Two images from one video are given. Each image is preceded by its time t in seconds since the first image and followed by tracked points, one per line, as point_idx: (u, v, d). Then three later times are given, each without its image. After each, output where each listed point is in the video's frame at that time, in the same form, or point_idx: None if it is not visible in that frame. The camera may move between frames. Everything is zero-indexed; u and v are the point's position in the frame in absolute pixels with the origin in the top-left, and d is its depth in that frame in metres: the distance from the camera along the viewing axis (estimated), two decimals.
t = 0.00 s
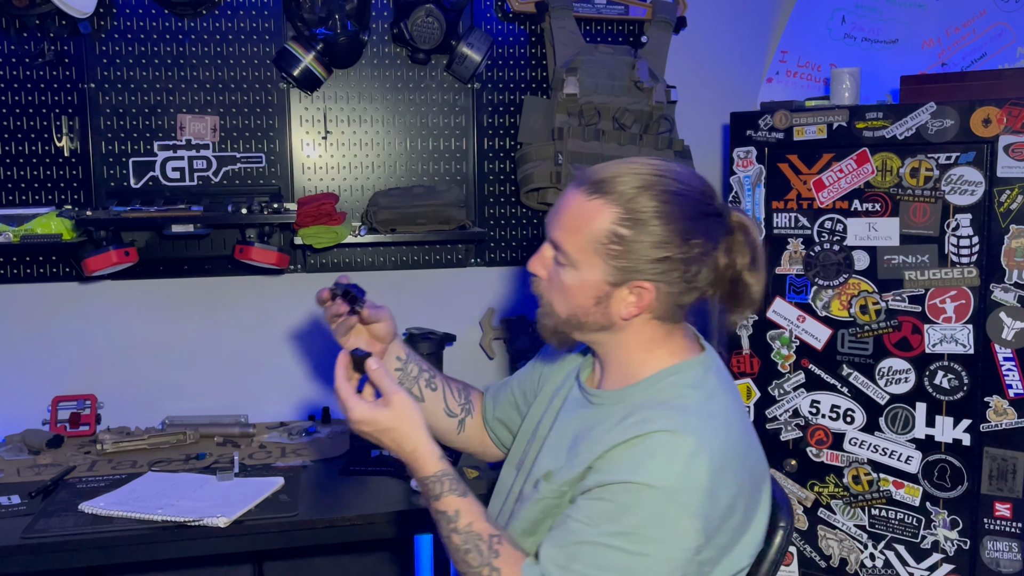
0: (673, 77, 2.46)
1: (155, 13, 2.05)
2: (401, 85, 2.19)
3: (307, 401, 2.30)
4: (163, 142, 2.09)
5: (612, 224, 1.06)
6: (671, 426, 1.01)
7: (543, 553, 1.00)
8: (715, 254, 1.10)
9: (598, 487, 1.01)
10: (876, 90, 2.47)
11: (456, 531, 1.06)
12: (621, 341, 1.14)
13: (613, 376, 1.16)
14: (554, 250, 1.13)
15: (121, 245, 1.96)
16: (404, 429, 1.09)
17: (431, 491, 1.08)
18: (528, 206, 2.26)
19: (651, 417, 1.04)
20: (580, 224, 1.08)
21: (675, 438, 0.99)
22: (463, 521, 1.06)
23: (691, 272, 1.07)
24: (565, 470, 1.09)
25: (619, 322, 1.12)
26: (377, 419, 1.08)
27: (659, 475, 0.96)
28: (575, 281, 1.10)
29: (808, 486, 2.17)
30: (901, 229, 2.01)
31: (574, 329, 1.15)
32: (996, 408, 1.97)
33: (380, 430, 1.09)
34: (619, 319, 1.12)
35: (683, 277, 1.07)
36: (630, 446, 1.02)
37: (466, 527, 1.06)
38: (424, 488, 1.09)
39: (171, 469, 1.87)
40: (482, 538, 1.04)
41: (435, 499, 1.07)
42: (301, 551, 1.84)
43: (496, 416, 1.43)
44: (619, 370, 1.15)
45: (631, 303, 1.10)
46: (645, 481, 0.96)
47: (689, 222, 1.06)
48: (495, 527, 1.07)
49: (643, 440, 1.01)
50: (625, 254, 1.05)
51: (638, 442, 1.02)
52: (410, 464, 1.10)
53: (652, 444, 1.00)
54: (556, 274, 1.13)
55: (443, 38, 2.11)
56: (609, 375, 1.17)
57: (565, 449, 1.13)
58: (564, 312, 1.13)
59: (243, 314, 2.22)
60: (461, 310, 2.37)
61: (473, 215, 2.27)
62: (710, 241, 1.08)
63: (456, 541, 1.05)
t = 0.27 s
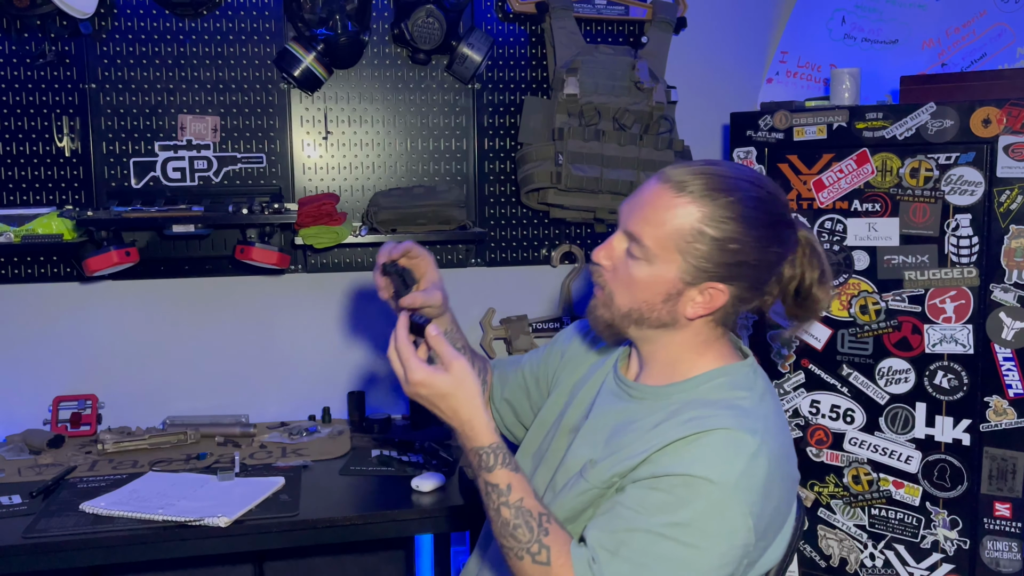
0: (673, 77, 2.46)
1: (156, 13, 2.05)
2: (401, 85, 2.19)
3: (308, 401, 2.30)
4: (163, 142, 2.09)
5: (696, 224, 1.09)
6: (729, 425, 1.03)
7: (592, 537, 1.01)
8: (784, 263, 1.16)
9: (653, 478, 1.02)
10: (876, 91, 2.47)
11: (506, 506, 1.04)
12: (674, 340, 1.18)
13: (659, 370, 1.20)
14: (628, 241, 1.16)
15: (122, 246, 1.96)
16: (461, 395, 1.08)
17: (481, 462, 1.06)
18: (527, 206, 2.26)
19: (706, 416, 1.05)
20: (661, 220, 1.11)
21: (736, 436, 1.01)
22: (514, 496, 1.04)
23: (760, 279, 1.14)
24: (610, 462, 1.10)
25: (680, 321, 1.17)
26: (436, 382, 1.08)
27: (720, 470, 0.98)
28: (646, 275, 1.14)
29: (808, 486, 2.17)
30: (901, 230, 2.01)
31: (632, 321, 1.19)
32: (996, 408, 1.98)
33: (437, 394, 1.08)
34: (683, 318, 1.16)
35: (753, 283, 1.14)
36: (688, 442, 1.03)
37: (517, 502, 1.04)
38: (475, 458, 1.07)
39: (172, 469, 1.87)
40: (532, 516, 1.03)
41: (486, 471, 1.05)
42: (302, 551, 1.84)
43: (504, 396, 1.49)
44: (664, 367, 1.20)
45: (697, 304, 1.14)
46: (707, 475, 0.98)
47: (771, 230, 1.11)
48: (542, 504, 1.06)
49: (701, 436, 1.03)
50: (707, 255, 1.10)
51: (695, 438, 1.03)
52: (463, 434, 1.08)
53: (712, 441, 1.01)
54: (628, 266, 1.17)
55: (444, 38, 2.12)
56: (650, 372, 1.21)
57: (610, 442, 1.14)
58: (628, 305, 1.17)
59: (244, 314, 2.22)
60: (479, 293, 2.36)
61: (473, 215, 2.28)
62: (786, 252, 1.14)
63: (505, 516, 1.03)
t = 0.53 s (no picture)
0: (674, 78, 2.46)
1: (156, 13, 2.05)
2: (402, 86, 2.20)
3: (309, 401, 2.30)
4: (164, 143, 2.10)
5: (729, 223, 1.11)
6: (738, 418, 1.04)
7: (594, 511, 1.01)
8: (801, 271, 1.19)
9: (660, 461, 1.03)
10: (876, 91, 2.48)
11: (514, 468, 1.05)
12: (687, 337, 1.19)
13: (665, 363, 1.20)
14: (655, 233, 1.17)
15: (123, 246, 1.96)
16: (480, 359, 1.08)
17: (493, 424, 1.07)
18: (527, 207, 2.26)
19: (715, 408, 1.07)
20: (696, 213, 1.13)
21: (744, 429, 1.02)
22: (523, 460, 1.05)
23: (779, 284, 1.16)
24: (619, 447, 1.11)
25: (697, 318, 1.17)
26: (460, 341, 1.07)
27: (728, 458, 0.99)
28: (673, 265, 1.15)
29: (808, 486, 2.17)
30: (901, 230, 2.02)
31: (648, 315, 1.18)
32: (996, 408, 1.98)
33: (458, 353, 1.07)
34: (700, 315, 1.17)
35: (771, 286, 1.16)
36: (697, 430, 1.04)
37: (524, 466, 1.04)
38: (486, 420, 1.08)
39: (173, 469, 1.87)
40: (538, 481, 1.03)
41: (496, 433, 1.06)
42: (302, 551, 1.84)
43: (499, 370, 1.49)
44: (671, 363, 1.19)
45: (717, 300, 1.15)
46: (715, 462, 0.98)
47: (797, 236, 1.13)
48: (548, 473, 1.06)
49: (712, 425, 1.04)
50: (736, 255, 1.12)
51: (706, 427, 1.04)
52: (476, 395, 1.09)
53: (722, 430, 1.02)
54: (652, 258, 1.17)
55: (444, 38, 2.12)
56: (656, 366, 1.21)
57: (616, 427, 1.14)
58: (648, 296, 1.17)
59: (245, 314, 2.22)
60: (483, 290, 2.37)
61: (473, 216, 2.28)
62: (805, 259, 1.17)
63: (512, 478, 1.04)
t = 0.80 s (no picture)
0: (674, 78, 2.46)
1: (157, 14, 2.06)
2: (402, 86, 2.20)
3: (309, 401, 2.30)
4: (165, 143, 2.10)
5: (725, 218, 1.12)
6: (740, 407, 1.05)
7: (596, 494, 1.01)
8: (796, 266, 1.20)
9: (664, 448, 1.03)
10: (876, 91, 2.48)
11: (523, 449, 1.05)
12: (686, 333, 1.19)
13: (664, 360, 1.20)
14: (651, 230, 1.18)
15: (124, 246, 1.96)
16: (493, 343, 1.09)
17: (504, 405, 1.08)
18: (527, 207, 2.26)
19: (718, 399, 1.07)
20: (693, 209, 1.13)
21: (747, 418, 1.03)
22: (531, 441, 1.06)
23: (774, 278, 1.17)
24: (621, 439, 1.11)
25: (695, 314, 1.17)
26: (480, 321, 1.08)
27: (730, 445, 0.99)
28: (672, 262, 1.15)
29: (807, 486, 2.17)
30: (901, 230, 2.02)
31: (646, 313, 1.18)
32: (995, 408, 1.98)
33: (475, 333, 1.08)
34: (698, 311, 1.17)
35: (766, 282, 1.17)
36: (701, 419, 1.05)
37: (533, 447, 1.05)
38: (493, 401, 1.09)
39: (173, 469, 1.87)
40: (545, 463, 1.04)
41: (506, 414, 1.07)
42: (303, 551, 1.85)
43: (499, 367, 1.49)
44: (671, 358, 1.19)
45: (715, 296, 1.16)
46: (718, 449, 0.99)
47: (791, 231, 1.14)
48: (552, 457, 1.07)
49: (715, 414, 1.04)
50: (733, 250, 1.13)
51: (710, 416, 1.05)
52: (486, 378, 1.09)
53: (726, 420, 1.03)
54: (649, 255, 1.18)
55: (445, 39, 2.12)
56: (656, 362, 1.20)
57: (617, 419, 1.15)
58: (646, 294, 1.17)
59: (245, 314, 2.22)
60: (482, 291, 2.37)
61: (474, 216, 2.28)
62: (799, 254, 1.18)
63: (520, 459, 1.04)
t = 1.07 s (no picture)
0: (674, 79, 2.47)
1: (158, 14, 2.06)
2: (402, 87, 2.20)
3: (309, 401, 2.30)
4: (165, 144, 2.10)
5: (719, 213, 1.12)
6: (740, 403, 1.05)
7: (597, 492, 1.01)
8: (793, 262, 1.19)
9: (663, 445, 1.04)
10: (876, 92, 2.49)
11: (524, 447, 1.06)
12: (685, 329, 1.19)
13: (664, 357, 1.20)
14: (647, 227, 1.18)
15: (124, 246, 1.96)
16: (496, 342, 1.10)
17: (504, 404, 1.08)
18: (528, 207, 2.27)
19: (717, 396, 1.07)
20: (687, 206, 1.14)
21: (746, 414, 1.03)
22: (532, 440, 1.07)
23: (770, 274, 1.17)
24: (620, 437, 1.11)
25: (692, 310, 1.18)
26: (481, 320, 1.09)
27: (730, 441, 1.00)
28: (668, 259, 1.16)
29: (807, 486, 2.18)
30: (901, 230, 2.02)
31: (644, 309, 1.18)
32: (995, 408, 1.98)
33: (478, 332, 1.09)
34: (695, 307, 1.17)
35: (762, 278, 1.17)
36: (700, 415, 1.05)
37: (534, 446, 1.06)
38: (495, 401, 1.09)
39: (174, 469, 1.88)
40: (545, 461, 1.05)
41: (507, 413, 1.08)
42: (303, 550, 1.85)
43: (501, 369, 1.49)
44: (669, 355, 1.19)
45: (712, 292, 1.16)
46: (718, 445, 0.99)
47: (786, 227, 1.14)
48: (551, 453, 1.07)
49: (714, 411, 1.05)
50: (727, 245, 1.13)
51: (708, 412, 1.05)
52: (486, 379, 1.10)
53: (726, 416, 1.03)
54: (645, 252, 1.18)
55: (445, 39, 2.12)
56: (655, 359, 1.21)
57: (616, 418, 1.15)
58: (642, 290, 1.18)
59: (246, 314, 2.23)
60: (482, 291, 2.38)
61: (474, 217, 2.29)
62: (796, 250, 1.17)
63: (521, 457, 1.05)
